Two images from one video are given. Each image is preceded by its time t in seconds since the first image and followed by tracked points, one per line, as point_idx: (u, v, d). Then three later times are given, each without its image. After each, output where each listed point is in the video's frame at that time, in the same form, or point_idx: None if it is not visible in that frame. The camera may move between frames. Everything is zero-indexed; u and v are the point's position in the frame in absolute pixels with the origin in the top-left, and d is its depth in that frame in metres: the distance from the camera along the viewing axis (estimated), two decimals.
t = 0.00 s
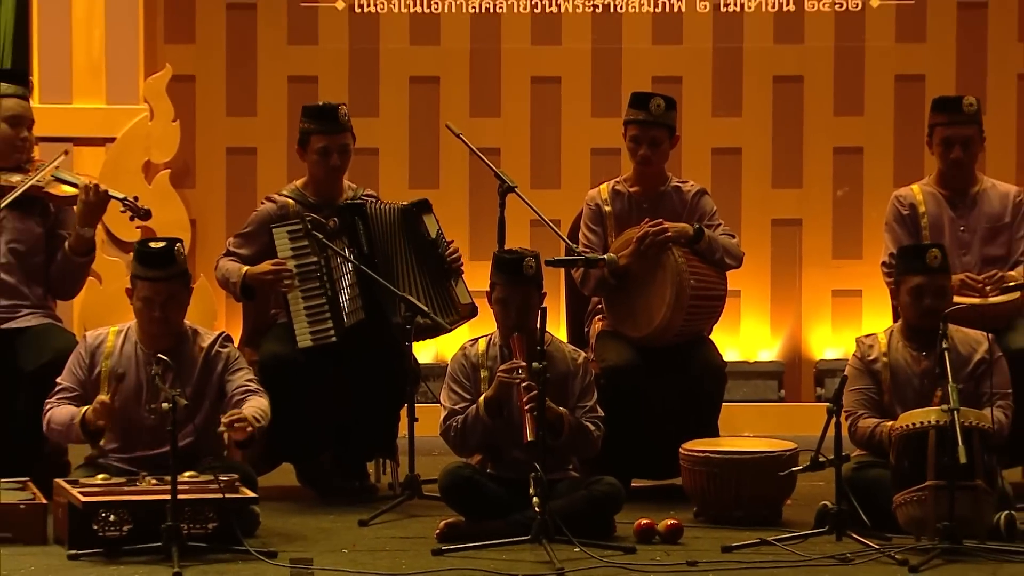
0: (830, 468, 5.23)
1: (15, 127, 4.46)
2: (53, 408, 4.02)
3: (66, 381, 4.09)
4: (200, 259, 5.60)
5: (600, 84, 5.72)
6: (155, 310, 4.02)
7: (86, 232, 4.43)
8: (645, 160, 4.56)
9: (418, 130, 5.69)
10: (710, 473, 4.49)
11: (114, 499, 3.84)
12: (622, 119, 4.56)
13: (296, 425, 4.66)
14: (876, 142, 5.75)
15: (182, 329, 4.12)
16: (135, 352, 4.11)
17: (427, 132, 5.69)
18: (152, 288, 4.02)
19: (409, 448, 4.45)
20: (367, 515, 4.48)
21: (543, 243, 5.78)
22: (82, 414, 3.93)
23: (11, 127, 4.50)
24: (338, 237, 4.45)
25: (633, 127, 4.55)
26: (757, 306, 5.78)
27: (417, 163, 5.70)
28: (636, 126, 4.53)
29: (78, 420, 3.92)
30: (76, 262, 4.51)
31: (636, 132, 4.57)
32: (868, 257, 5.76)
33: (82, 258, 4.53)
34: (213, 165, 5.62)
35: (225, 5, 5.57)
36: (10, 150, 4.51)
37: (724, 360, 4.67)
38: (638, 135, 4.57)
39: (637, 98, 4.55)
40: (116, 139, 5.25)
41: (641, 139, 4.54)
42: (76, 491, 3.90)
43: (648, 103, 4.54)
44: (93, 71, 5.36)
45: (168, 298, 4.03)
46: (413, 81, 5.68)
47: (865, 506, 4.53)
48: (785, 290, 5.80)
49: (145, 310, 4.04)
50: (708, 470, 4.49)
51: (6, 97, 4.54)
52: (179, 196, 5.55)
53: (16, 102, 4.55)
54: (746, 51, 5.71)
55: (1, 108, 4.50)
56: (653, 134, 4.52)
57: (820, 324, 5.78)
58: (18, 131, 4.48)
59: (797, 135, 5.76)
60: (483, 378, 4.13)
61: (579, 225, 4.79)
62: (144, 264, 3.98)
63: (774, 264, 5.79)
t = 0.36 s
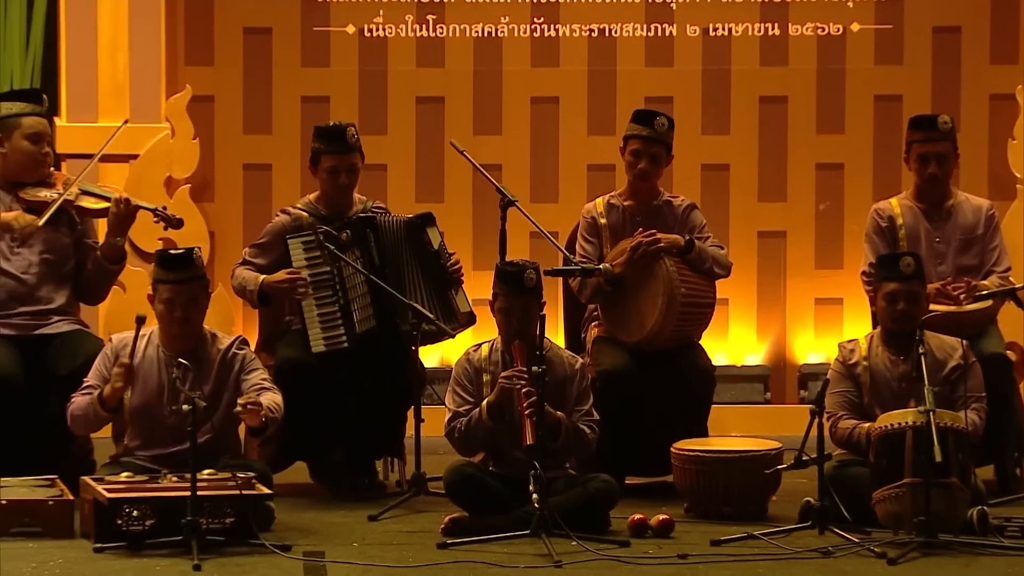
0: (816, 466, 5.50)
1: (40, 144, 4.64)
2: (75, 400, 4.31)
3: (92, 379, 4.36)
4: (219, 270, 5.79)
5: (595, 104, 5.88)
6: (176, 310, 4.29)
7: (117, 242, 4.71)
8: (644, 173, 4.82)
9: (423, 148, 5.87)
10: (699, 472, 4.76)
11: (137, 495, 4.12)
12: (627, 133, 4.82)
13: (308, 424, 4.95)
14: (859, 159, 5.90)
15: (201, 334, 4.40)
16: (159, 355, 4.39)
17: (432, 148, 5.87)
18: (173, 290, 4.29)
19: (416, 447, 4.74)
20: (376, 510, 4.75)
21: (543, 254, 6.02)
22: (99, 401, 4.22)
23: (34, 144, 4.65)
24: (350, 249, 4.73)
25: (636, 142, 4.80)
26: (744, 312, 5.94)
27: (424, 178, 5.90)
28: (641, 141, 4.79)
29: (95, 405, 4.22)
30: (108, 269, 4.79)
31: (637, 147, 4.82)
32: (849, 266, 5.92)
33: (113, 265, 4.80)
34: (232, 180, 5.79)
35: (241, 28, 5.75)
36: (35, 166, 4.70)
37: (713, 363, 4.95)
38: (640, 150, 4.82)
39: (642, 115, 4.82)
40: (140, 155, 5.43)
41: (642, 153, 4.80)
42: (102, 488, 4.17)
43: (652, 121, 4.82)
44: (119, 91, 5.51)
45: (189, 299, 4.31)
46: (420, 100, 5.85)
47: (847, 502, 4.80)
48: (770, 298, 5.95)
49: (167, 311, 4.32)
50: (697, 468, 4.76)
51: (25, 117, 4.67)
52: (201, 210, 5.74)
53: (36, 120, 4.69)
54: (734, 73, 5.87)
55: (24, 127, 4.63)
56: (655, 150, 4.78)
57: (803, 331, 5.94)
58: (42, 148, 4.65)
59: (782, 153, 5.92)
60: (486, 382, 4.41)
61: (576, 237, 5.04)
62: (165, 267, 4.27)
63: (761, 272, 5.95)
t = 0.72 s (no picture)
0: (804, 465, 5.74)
1: (60, 156, 4.88)
2: (102, 418, 4.57)
3: (112, 387, 4.61)
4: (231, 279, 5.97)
5: (592, 120, 6.04)
6: (192, 314, 4.53)
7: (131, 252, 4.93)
8: (647, 186, 5.03)
9: (429, 165, 6.03)
10: (691, 471, 4.99)
11: (154, 493, 4.35)
12: (632, 147, 5.03)
13: (318, 425, 5.18)
14: (844, 174, 6.03)
15: (216, 341, 4.63)
16: (175, 360, 4.61)
17: (437, 162, 6.03)
18: (190, 294, 4.54)
19: (421, 448, 4.98)
20: (382, 507, 4.99)
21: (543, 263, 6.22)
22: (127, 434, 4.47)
23: (55, 157, 4.90)
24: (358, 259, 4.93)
25: (641, 157, 5.01)
26: (734, 317, 6.08)
27: (429, 190, 6.05)
28: (646, 156, 5.00)
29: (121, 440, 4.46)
30: (123, 277, 5.00)
31: (642, 161, 5.03)
32: (834, 273, 6.05)
33: (129, 273, 5.02)
34: (244, 191, 5.97)
35: (254, 46, 5.91)
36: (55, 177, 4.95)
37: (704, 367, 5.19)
38: (645, 163, 5.03)
39: (648, 131, 5.07)
40: (156, 168, 5.56)
41: (647, 167, 5.01)
42: (121, 485, 4.40)
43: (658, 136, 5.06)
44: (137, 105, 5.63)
45: (203, 303, 4.54)
46: (424, 116, 6.00)
47: (832, 499, 5.02)
48: (758, 305, 6.08)
49: (183, 314, 4.55)
50: (689, 468, 4.99)
51: (47, 130, 4.90)
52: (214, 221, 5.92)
53: (57, 134, 4.93)
54: (723, 91, 6.00)
55: (46, 140, 4.88)
56: (659, 165, 5.00)
57: (790, 336, 6.08)
58: (63, 160, 4.89)
59: (769, 168, 6.05)
60: (487, 387, 4.65)
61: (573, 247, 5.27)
62: (181, 271, 4.53)
63: (750, 280, 6.09)
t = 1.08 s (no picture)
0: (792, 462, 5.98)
1: (79, 165, 5.11)
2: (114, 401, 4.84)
3: (129, 385, 4.87)
4: (244, 285, 6.22)
5: (588, 132, 6.26)
6: (207, 318, 4.79)
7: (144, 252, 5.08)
8: (645, 198, 5.28)
9: (433, 176, 6.26)
10: (681, 468, 5.23)
11: (172, 489, 4.60)
12: (630, 160, 5.26)
13: (327, 424, 5.44)
14: (828, 185, 6.26)
15: (230, 343, 4.89)
16: (191, 362, 4.86)
17: (440, 174, 6.26)
18: (204, 300, 4.79)
19: (425, 445, 5.23)
20: (389, 502, 5.24)
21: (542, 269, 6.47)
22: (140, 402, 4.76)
23: (76, 166, 5.13)
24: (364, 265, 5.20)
25: (639, 170, 5.25)
26: (724, 320, 6.30)
27: (433, 200, 6.29)
28: (644, 169, 5.23)
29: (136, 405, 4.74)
30: (139, 281, 5.21)
31: (640, 173, 5.26)
32: (819, 279, 6.28)
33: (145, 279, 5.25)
34: (256, 202, 6.21)
35: (267, 62, 6.16)
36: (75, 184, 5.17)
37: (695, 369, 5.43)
38: (642, 176, 5.27)
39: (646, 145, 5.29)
40: (174, 178, 5.83)
41: (644, 180, 5.25)
42: (140, 482, 4.66)
43: (655, 150, 5.28)
44: (155, 120, 5.89)
45: (219, 308, 4.80)
46: (428, 129, 6.24)
47: (817, 494, 5.27)
48: (747, 309, 6.31)
49: (199, 318, 4.81)
50: (679, 465, 5.23)
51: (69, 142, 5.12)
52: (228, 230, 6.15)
53: (79, 145, 5.15)
54: (713, 106, 6.23)
55: (67, 150, 5.10)
56: (656, 178, 5.24)
57: (777, 338, 6.30)
58: (82, 168, 5.12)
59: (757, 180, 6.28)
60: (488, 388, 4.91)
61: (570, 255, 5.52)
62: (195, 277, 4.78)
63: (739, 286, 6.31)
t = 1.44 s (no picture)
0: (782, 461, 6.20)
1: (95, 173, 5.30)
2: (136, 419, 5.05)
3: (146, 389, 5.08)
4: (255, 291, 6.43)
5: (585, 143, 6.48)
6: (219, 321, 5.02)
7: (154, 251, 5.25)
8: (631, 205, 5.52)
9: (437, 186, 6.48)
10: (674, 467, 5.45)
11: (184, 486, 4.81)
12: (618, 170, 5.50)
13: (335, 423, 5.67)
14: (816, 195, 6.49)
15: (241, 345, 5.11)
16: (205, 364, 5.09)
17: (443, 184, 6.49)
18: (216, 304, 5.03)
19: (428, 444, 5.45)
20: (393, 499, 5.46)
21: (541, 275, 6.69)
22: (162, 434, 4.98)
23: (92, 174, 5.32)
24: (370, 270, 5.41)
25: (625, 179, 5.49)
26: (716, 324, 6.51)
27: (436, 209, 6.50)
28: (630, 178, 5.48)
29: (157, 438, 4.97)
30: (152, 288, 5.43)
31: (627, 182, 5.51)
32: (806, 285, 6.49)
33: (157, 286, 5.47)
34: (266, 209, 6.43)
35: (277, 77, 6.38)
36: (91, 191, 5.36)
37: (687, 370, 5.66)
38: (629, 185, 5.51)
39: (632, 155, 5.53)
40: (187, 189, 6.04)
41: (629, 188, 5.50)
42: (154, 479, 4.87)
43: (640, 161, 5.51)
44: (169, 133, 6.09)
45: (229, 311, 5.02)
46: (432, 141, 6.46)
47: (805, 491, 5.49)
48: (738, 313, 6.53)
49: (211, 322, 5.04)
50: (672, 464, 5.44)
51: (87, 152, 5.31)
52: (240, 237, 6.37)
53: (96, 154, 5.33)
54: (705, 118, 6.45)
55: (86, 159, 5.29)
56: (641, 186, 5.47)
57: (767, 341, 6.52)
58: (98, 176, 5.31)
59: (748, 190, 6.50)
60: (488, 389, 5.15)
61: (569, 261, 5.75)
62: (205, 283, 5.01)
63: (730, 292, 6.53)
